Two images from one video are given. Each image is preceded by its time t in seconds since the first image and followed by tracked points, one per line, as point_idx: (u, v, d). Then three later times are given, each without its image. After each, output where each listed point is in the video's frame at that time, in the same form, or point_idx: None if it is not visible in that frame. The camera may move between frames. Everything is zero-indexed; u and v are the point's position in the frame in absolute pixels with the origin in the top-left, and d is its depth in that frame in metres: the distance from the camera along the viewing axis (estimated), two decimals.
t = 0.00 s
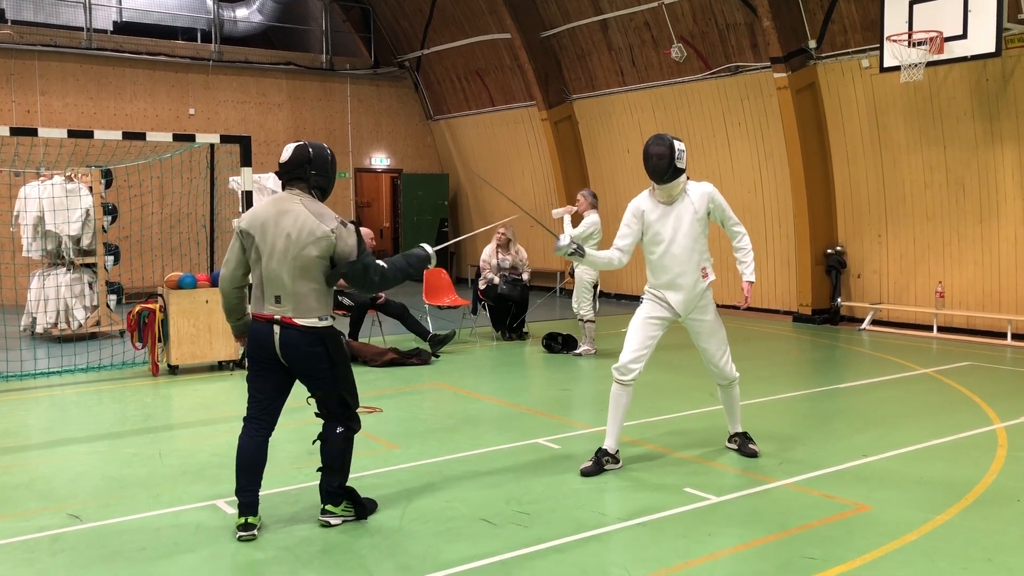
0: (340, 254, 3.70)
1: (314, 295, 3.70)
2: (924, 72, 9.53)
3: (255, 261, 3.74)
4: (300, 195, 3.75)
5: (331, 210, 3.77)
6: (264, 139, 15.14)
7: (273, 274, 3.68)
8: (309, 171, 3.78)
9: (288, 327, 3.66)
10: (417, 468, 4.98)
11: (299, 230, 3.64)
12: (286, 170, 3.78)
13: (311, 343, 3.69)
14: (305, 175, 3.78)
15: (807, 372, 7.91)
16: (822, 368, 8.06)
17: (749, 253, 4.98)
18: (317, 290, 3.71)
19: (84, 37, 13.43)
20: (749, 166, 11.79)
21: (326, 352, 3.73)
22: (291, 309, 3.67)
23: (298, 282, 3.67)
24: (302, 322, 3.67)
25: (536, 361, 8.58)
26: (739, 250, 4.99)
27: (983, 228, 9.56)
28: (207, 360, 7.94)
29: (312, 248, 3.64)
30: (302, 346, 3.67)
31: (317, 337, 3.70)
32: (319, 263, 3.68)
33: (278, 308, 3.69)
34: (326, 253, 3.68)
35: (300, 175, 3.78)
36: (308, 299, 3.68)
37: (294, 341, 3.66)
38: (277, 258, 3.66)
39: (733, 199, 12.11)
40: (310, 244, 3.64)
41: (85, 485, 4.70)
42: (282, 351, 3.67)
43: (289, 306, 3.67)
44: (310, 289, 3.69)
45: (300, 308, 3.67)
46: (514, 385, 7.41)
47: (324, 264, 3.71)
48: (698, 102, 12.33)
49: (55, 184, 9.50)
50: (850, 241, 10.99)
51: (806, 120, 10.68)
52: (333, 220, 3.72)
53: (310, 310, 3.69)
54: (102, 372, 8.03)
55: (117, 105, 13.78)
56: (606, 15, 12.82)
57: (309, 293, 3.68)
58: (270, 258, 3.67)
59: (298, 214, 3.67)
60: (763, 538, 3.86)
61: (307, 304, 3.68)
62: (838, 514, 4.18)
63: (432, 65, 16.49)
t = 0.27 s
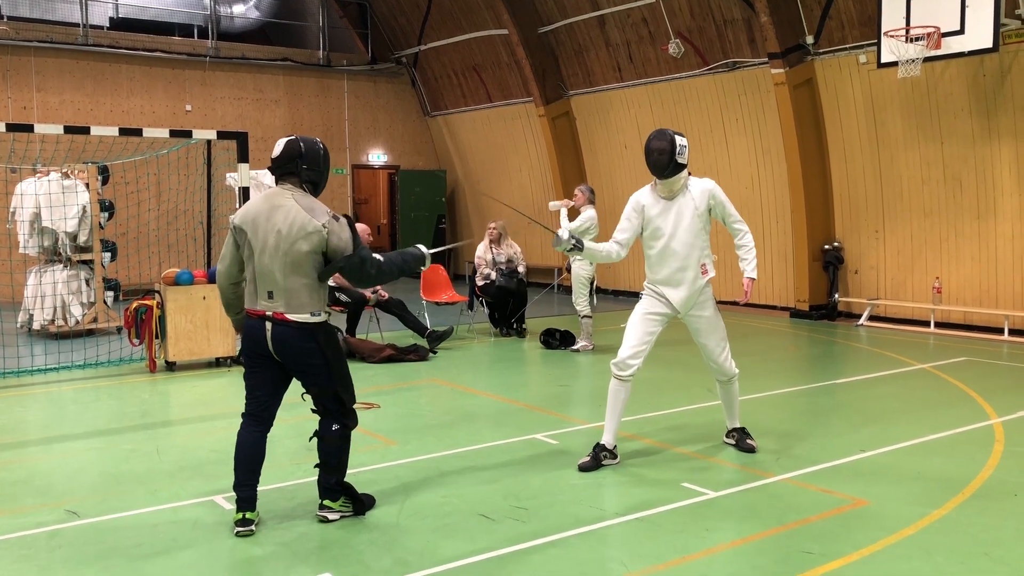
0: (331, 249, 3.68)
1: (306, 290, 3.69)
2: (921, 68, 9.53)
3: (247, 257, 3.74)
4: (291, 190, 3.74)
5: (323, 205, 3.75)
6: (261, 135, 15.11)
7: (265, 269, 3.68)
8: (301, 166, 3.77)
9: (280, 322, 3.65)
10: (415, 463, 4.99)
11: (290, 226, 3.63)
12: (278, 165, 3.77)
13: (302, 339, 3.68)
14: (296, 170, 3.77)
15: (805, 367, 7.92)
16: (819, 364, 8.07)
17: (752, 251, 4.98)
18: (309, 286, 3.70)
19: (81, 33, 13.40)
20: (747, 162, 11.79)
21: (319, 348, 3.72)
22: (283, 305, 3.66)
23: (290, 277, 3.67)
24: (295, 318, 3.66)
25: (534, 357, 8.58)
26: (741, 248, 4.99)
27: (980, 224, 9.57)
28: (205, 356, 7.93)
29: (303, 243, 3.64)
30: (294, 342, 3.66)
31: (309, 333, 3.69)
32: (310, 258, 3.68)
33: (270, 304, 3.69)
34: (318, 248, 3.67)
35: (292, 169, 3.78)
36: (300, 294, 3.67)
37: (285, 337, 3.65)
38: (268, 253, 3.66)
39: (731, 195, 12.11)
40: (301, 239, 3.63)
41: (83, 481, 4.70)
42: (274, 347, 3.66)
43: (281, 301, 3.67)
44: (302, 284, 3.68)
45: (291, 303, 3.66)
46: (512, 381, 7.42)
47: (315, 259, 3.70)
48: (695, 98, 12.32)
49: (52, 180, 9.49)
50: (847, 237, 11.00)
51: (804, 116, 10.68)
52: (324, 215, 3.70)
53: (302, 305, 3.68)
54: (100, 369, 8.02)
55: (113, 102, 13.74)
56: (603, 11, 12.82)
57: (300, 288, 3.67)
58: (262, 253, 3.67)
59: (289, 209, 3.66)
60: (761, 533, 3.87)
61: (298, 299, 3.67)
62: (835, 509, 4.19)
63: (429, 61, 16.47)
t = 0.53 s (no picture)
0: (326, 253, 3.65)
1: (291, 297, 3.66)
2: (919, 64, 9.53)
3: (230, 264, 3.67)
4: (278, 198, 3.70)
5: (310, 211, 3.72)
6: (258, 132, 15.08)
7: (248, 276, 3.62)
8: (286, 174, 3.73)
9: (265, 330, 3.61)
10: (413, 460, 4.99)
11: (279, 233, 3.60)
12: (263, 173, 3.73)
13: (284, 347, 3.62)
14: (281, 177, 3.73)
15: (802, 363, 7.93)
16: (817, 360, 8.08)
17: (744, 244, 4.98)
18: (295, 293, 3.67)
19: (77, 30, 13.37)
20: (745, 159, 11.79)
21: (302, 354, 3.67)
22: (268, 312, 3.62)
23: (275, 285, 3.62)
24: (279, 326, 3.63)
25: (533, 354, 8.59)
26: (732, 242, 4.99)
27: (978, 220, 9.57)
28: (202, 354, 7.93)
29: (291, 250, 3.60)
30: (278, 352, 3.61)
31: (291, 342, 3.64)
32: (296, 265, 3.64)
33: (253, 311, 3.64)
34: (305, 255, 3.64)
35: (277, 176, 3.74)
36: (285, 301, 3.64)
37: (267, 348, 3.60)
38: (253, 260, 3.60)
39: (729, 192, 12.11)
40: (289, 246, 3.60)
41: (81, 478, 4.70)
42: (257, 359, 3.60)
43: (265, 308, 3.62)
44: (286, 290, 3.64)
45: (276, 311, 3.63)
46: (510, 378, 7.42)
47: (301, 266, 3.66)
48: (693, 95, 12.32)
49: (49, 177, 9.51)
50: (845, 233, 11.00)
51: (802, 112, 10.68)
52: (313, 221, 3.68)
53: (286, 312, 3.64)
54: (97, 366, 8.01)
55: (110, 98, 13.70)
56: (601, 7, 12.80)
57: (285, 294, 3.63)
58: (247, 260, 3.61)
59: (278, 216, 3.63)
60: (760, 529, 3.88)
61: (283, 305, 3.64)
62: (834, 504, 4.21)
63: (427, 57, 16.44)
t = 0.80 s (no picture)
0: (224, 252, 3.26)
1: (214, 300, 3.43)
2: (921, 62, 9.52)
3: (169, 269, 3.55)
4: (205, 197, 3.46)
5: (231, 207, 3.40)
6: (260, 131, 15.09)
7: (176, 280, 3.47)
8: (224, 174, 3.49)
9: (195, 337, 3.43)
10: (415, 459, 4.99)
11: (191, 232, 3.36)
12: (202, 173, 3.53)
13: (229, 349, 3.46)
14: (219, 178, 3.49)
15: (804, 362, 7.92)
16: (819, 359, 8.08)
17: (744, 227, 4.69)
18: (219, 295, 3.43)
19: (79, 29, 13.40)
20: (747, 158, 11.79)
21: (250, 353, 3.51)
22: (193, 316, 3.45)
23: (198, 288, 3.44)
24: (208, 330, 3.44)
25: (534, 353, 8.58)
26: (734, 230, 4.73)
27: (981, 219, 9.56)
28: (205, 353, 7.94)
29: (202, 250, 3.34)
30: (222, 352, 3.45)
31: (237, 342, 3.48)
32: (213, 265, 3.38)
33: (183, 316, 3.48)
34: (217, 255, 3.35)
35: (215, 177, 3.50)
36: (208, 305, 3.43)
37: (211, 350, 3.43)
38: (175, 263, 3.44)
39: (731, 191, 12.10)
40: (200, 245, 3.34)
41: (83, 477, 4.70)
42: (201, 361, 3.44)
43: (191, 312, 3.45)
44: (209, 294, 3.42)
45: (200, 315, 3.44)
46: (512, 377, 7.42)
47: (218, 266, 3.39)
48: (695, 94, 12.31)
49: (52, 177, 9.46)
50: (847, 232, 10.99)
51: (804, 112, 10.68)
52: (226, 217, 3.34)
53: (212, 316, 3.44)
54: (99, 365, 8.02)
55: (112, 98, 13.72)
56: (603, 6, 12.79)
57: (208, 298, 3.43)
58: (172, 263, 3.45)
59: (194, 215, 3.39)
60: (761, 528, 3.88)
61: (209, 310, 3.43)
62: (835, 503, 4.20)
63: (429, 57, 16.43)
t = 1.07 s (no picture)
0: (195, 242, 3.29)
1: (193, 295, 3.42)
2: (932, 62, 9.48)
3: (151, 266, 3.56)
4: (188, 191, 3.51)
5: (208, 199, 3.44)
6: (271, 132, 15.14)
7: (158, 276, 3.48)
8: (210, 167, 3.55)
9: (181, 331, 3.42)
10: (424, 459, 5.00)
11: (170, 225, 3.39)
12: (186, 168, 3.59)
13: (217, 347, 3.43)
14: (204, 172, 3.56)
15: (813, 363, 7.90)
16: (829, 360, 8.05)
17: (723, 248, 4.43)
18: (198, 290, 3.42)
19: (91, 31, 13.50)
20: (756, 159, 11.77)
21: (236, 353, 3.46)
22: (172, 312, 3.43)
23: (177, 282, 3.43)
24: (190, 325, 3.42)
25: (543, 353, 8.58)
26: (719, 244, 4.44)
27: (992, 219, 9.51)
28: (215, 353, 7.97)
29: (179, 242, 3.36)
30: (208, 351, 3.42)
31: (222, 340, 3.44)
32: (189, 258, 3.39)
33: (165, 313, 3.47)
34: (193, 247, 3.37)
35: (200, 171, 3.56)
36: (189, 299, 3.42)
37: (198, 348, 3.41)
38: (157, 258, 3.45)
39: (741, 192, 12.07)
40: (178, 238, 3.37)
41: (95, 477, 4.73)
42: (190, 360, 3.43)
43: (170, 308, 3.44)
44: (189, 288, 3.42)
45: (180, 310, 3.42)
46: (521, 377, 7.42)
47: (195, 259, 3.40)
48: (704, 94, 12.29)
49: (63, 178, 9.53)
50: (857, 233, 10.95)
51: (814, 112, 10.65)
52: (202, 209, 3.38)
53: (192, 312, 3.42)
54: (111, 365, 8.07)
55: (123, 99, 13.79)
56: (612, 7, 12.78)
57: (188, 293, 3.42)
58: (154, 259, 3.47)
59: (173, 208, 3.42)
60: (771, 528, 3.87)
61: (190, 305, 3.42)
62: (846, 504, 4.19)
63: (438, 57, 16.45)
